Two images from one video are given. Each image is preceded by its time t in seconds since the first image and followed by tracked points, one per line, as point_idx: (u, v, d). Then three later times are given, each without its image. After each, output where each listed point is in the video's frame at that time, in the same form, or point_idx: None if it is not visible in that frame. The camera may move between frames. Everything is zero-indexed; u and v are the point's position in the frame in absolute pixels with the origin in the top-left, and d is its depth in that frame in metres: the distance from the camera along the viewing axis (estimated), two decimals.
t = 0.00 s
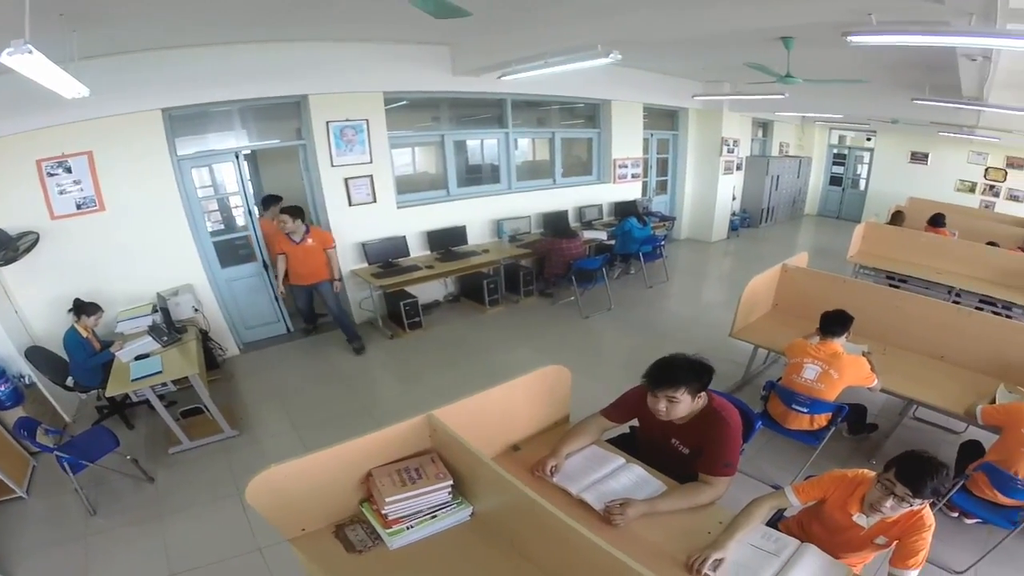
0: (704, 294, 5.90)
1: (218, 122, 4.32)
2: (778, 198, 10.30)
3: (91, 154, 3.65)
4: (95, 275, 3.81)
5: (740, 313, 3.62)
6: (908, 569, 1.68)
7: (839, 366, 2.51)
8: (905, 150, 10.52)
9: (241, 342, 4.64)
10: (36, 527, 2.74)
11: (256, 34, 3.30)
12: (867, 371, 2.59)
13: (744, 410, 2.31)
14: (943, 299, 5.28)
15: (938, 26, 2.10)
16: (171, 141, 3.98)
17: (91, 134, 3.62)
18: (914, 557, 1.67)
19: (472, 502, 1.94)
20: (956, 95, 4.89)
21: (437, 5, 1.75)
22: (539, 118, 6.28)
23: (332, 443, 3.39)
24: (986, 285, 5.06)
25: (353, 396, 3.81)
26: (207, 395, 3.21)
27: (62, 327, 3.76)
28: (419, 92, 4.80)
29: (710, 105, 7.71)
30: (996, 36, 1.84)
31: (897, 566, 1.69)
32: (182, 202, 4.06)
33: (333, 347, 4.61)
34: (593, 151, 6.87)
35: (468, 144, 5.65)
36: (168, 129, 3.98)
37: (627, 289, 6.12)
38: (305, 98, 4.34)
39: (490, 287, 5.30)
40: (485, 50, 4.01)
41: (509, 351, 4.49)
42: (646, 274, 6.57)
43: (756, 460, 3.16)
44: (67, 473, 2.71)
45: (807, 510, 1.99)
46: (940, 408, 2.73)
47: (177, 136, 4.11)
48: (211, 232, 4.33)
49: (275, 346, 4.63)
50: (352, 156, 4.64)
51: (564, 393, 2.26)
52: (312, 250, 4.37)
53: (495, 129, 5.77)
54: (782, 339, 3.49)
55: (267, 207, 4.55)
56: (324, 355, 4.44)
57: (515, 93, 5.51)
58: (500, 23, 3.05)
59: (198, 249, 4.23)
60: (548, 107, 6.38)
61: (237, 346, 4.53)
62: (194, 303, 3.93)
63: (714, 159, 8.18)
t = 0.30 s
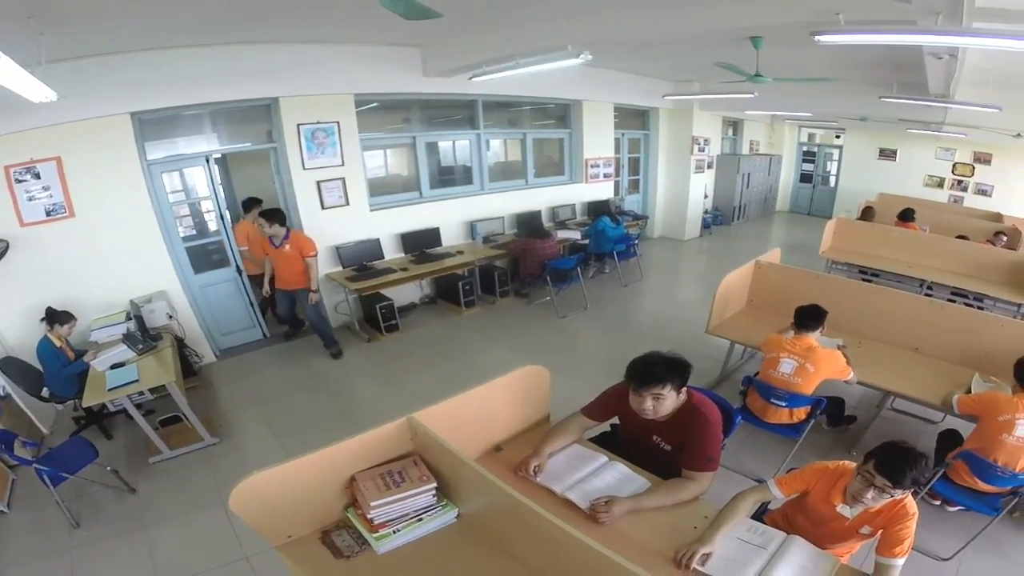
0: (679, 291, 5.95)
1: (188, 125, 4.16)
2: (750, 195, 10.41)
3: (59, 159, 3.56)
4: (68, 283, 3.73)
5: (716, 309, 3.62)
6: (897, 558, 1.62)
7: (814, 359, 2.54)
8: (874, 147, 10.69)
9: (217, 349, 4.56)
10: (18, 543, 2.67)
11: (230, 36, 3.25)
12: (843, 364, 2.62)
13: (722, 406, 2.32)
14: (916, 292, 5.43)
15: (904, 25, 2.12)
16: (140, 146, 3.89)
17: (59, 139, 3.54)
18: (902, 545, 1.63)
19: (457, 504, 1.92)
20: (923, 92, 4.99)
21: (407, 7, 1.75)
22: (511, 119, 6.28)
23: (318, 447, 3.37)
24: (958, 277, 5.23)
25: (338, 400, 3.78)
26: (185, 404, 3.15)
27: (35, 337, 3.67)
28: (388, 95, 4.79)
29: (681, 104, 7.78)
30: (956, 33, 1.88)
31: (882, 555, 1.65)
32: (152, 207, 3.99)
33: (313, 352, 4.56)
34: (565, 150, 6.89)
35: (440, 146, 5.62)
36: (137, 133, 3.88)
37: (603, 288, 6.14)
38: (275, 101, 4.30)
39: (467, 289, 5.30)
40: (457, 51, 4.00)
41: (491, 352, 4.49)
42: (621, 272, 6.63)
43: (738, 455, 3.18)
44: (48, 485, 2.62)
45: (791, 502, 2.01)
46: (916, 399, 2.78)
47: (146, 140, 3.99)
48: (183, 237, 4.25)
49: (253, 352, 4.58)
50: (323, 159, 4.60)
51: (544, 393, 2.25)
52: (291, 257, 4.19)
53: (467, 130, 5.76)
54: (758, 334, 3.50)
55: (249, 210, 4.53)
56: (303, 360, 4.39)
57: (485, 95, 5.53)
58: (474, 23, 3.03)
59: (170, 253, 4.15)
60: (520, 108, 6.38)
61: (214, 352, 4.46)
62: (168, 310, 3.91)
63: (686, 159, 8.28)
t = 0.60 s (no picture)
0: (657, 289, 6.00)
1: (160, 128, 4.09)
2: (725, 193, 10.53)
3: (32, 164, 3.48)
4: (42, 291, 3.65)
5: (693, 306, 3.64)
6: (884, 547, 1.65)
7: (793, 354, 2.57)
8: (847, 145, 10.86)
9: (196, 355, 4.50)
10: None
11: (205, 38, 3.21)
12: (821, 358, 2.64)
13: (703, 401, 2.33)
14: (892, 287, 5.53)
15: (875, 25, 2.13)
16: (114, 150, 3.84)
17: (31, 143, 3.46)
18: (887, 534, 1.67)
19: (443, 506, 1.91)
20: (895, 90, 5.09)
21: (381, 7, 1.75)
22: (486, 120, 6.28)
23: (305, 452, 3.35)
24: (931, 271, 5.33)
25: (323, 404, 3.75)
26: (165, 411, 3.10)
27: (9, 346, 3.57)
28: (362, 96, 4.77)
29: (656, 103, 7.84)
30: (924, 32, 1.91)
31: (869, 544, 1.68)
32: (127, 212, 3.94)
33: (295, 356, 4.52)
34: (541, 151, 6.91)
35: (416, 147, 5.59)
36: (112, 137, 3.83)
37: (582, 287, 6.18)
38: (250, 103, 4.25)
39: (445, 290, 5.28)
40: (431, 53, 4.00)
41: (475, 353, 4.49)
42: (598, 271, 6.67)
43: (721, 451, 3.20)
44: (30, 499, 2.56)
45: (775, 494, 2.02)
46: (893, 391, 2.81)
47: (120, 144, 3.94)
48: (158, 243, 4.22)
49: (232, 358, 4.52)
50: (298, 161, 4.57)
51: (525, 392, 2.25)
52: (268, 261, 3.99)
53: (442, 131, 5.75)
54: (735, 331, 3.52)
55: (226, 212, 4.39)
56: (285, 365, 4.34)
57: (459, 96, 5.51)
58: (453, 25, 3.02)
59: (147, 259, 4.11)
60: (495, 109, 6.38)
61: (193, 359, 4.40)
62: (145, 317, 3.79)
63: (661, 158, 8.34)
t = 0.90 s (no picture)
0: (630, 286, 6.04)
1: (127, 133, 4.03)
2: (694, 191, 10.63)
3: None
4: (11, 302, 3.55)
5: (668, 304, 3.65)
6: (868, 536, 1.65)
7: (767, 348, 2.59)
8: (814, 141, 11.06)
9: (170, 363, 4.42)
10: None
11: (177, 40, 3.16)
12: (796, 351, 2.67)
13: (679, 397, 2.35)
14: (862, 280, 5.63)
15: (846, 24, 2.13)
16: (81, 156, 3.74)
17: None
18: (869, 524, 1.67)
19: (427, 509, 1.89)
20: (861, 87, 5.18)
21: (350, 10, 1.76)
22: (454, 121, 6.28)
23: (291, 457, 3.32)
24: (898, 264, 5.44)
25: (305, 409, 3.72)
26: (142, 421, 3.05)
27: None
28: (328, 99, 4.73)
29: (624, 102, 7.89)
30: (891, 31, 1.93)
31: (852, 534, 1.67)
32: (95, 219, 3.84)
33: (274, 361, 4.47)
34: (510, 151, 6.91)
35: (385, 149, 5.55)
36: (78, 142, 3.74)
37: (555, 286, 6.19)
38: (216, 106, 4.16)
39: (417, 292, 5.23)
40: (398, 54, 3.99)
41: (457, 353, 4.48)
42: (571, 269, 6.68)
43: (702, 446, 3.22)
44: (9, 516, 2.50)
45: (758, 488, 2.04)
46: (869, 382, 2.85)
47: (86, 149, 3.85)
48: (126, 250, 4.12)
49: (208, 365, 4.46)
50: (267, 165, 4.48)
51: (503, 392, 2.25)
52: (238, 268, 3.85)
53: (411, 133, 5.72)
54: (708, 326, 3.54)
55: (198, 219, 4.29)
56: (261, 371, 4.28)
57: (427, 97, 5.49)
58: (426, 25, 3.00)
59: (116, 267, 4.01)
60: (463, 110, 6.38)
61: (167, 367, 4.33)
62: (116, 325, 3.77)
63: (630, 156, 8.38)
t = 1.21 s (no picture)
0: (598, 285, 6.10)
1: (88, 139, 3.93)
2: (660, 189, 10.72)
3: None
4: None
5: (638, 301, 3.66)
6: (848, 524, 1.68)
7: (737, 342, 2.63)
8: (777, 139, 11.25)
9: (138, 374, 4.33)
10: None
11: (144, 43, 3.10)
12: (765, 345, 2.73)
13: (653, 393, 2.38)
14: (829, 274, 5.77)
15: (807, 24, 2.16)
16: (42, 162, 3.62)
17: None
18: (848, 511, 1.70)
19: (408, 513, 1.86)
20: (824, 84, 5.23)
21: (315, 12, 1.76)
22: (420, 122, 6.25)
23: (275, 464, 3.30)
24: (863, 256, 5.61)
25: (285, 416, 3.69)
26: (115, 434, 2.98)
27: None
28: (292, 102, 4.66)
29: (588, 102, 7.93)
30: (850, 32, 1.97)
31: (832, 521, 1.70)
32: (59, 229, 3.73)
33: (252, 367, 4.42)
34: (476, 153, 6.92)
35: (350, 152, 5.50)
36: (38, 148, 3.62)
37: (523, 288, 6.16)
38: (179, 110, 4.07)
39: (388, 296, 5.19)
40: (357, 54, 3.92)
41: (436, 355, 4.48)
42: (540, 270, 6.69)
43: (678, 442, 3.25)
44: None
45: (736, 479, 2.05)
46: (840, 373, 2.91)
47: (46, 155, 3.73)
48: (91, 258, 4.01)
49: (179, 374, 4.38)
50: (231, 169, 4.41)
51: (477, 393, 2.25)
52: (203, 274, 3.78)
53: (376, 135, 5.67)
54: (677, 322, 3.56)
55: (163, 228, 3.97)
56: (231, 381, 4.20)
57: (393, 100, 5.47)
58: (395, 26, 2.96)
59: (81, 277, 3.90)
60: (428, 111, 6.36)
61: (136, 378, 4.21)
62: (84, 335, 3.63)
63: (595, 155, 8.39)
